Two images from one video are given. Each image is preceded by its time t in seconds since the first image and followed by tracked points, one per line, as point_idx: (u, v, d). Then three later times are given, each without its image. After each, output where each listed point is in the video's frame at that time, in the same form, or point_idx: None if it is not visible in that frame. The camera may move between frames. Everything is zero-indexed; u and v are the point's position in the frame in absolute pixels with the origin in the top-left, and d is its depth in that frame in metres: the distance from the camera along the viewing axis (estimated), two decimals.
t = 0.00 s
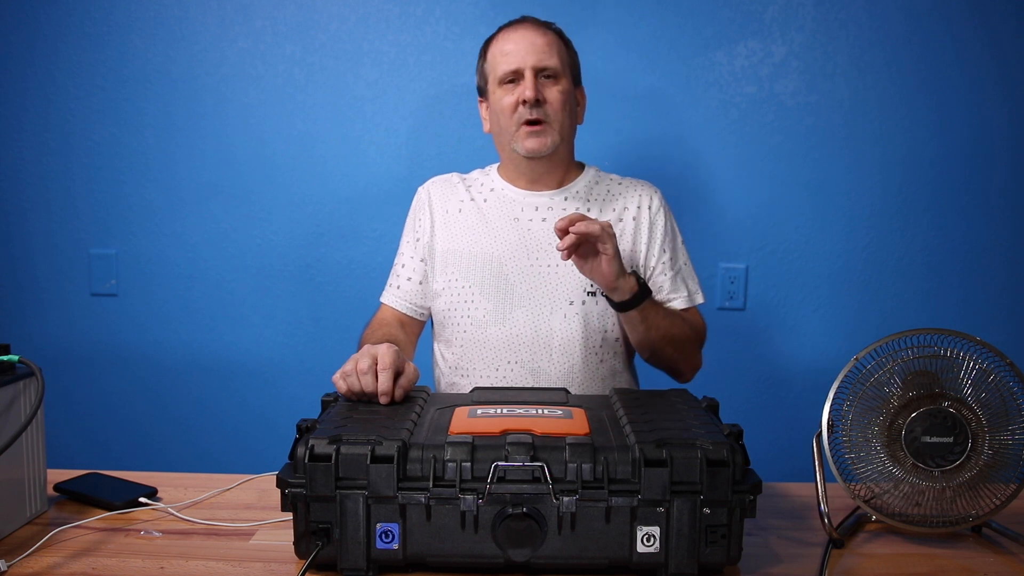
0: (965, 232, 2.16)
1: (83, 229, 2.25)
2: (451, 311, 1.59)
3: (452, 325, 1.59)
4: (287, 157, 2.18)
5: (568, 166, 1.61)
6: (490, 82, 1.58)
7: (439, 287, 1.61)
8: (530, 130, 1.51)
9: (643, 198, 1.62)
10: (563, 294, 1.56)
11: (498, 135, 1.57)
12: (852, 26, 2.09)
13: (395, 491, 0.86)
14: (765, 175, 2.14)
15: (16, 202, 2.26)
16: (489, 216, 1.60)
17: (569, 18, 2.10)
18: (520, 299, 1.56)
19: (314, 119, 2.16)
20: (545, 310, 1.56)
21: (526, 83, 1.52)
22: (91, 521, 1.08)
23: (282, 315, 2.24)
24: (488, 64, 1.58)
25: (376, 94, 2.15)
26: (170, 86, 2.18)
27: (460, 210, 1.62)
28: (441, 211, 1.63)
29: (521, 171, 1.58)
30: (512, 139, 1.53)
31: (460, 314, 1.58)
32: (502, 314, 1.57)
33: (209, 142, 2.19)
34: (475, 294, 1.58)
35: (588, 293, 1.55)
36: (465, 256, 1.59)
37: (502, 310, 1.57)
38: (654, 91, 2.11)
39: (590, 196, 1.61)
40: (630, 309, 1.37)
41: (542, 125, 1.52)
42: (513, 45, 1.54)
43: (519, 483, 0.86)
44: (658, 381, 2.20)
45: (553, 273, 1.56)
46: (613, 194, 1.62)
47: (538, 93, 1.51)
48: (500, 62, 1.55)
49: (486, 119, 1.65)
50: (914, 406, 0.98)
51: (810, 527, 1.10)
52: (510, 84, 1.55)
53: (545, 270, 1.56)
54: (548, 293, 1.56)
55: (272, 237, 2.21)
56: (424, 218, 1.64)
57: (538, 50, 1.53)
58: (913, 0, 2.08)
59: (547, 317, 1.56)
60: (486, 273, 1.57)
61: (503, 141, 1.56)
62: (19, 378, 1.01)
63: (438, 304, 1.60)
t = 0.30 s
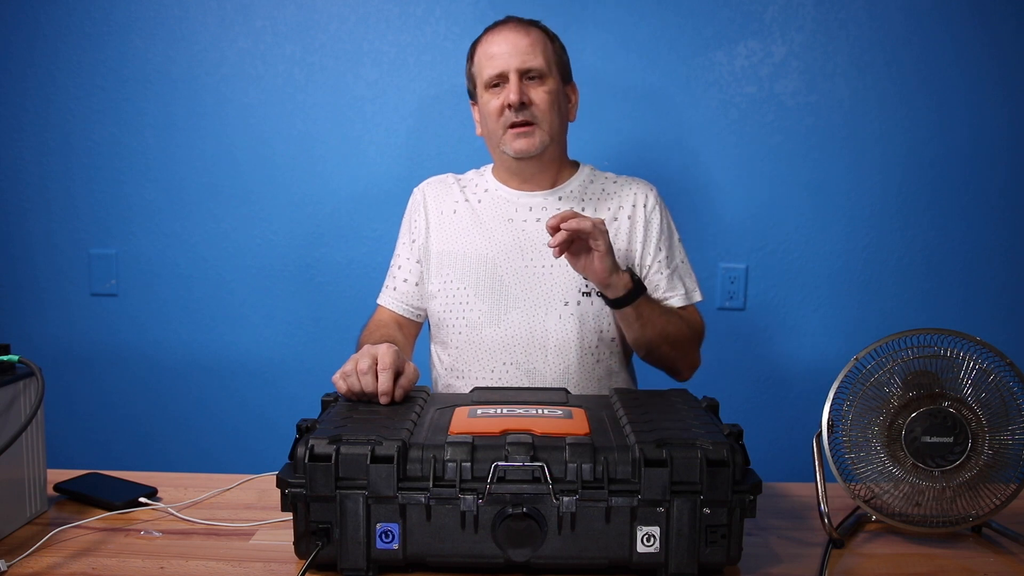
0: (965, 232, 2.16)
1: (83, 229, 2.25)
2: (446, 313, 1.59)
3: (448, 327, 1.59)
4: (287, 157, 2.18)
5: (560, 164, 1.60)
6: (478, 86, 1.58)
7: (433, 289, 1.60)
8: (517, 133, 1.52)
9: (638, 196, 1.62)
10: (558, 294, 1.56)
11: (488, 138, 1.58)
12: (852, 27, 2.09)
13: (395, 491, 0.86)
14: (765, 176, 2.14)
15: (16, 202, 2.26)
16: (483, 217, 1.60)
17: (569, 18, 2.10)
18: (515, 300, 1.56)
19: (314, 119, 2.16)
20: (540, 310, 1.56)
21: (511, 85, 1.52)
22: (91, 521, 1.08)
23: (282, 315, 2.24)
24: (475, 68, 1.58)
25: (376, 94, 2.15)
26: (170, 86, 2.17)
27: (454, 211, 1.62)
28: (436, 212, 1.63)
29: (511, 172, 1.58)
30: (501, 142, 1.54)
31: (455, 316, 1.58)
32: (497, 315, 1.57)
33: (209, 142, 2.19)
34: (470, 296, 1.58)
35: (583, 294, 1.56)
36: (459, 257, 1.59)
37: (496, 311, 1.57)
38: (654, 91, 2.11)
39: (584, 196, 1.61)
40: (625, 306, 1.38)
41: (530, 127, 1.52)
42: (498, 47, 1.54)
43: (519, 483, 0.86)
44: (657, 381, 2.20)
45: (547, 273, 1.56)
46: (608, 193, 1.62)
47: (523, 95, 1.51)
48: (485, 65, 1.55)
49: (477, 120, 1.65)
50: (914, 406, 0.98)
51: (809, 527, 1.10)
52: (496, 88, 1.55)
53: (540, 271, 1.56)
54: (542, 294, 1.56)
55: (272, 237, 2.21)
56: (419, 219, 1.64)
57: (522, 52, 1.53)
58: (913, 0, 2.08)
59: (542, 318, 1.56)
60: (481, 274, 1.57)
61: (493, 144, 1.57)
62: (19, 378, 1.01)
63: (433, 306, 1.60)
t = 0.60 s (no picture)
0: (965, 232, 2.16)
1: (83, 229, 2.25)
2: (446, 314, 1.59)
3: (447, 328, 1.59)
4: (287, 157, 2.18)
5: (559, 165, 1.60)
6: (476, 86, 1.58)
7: (432, 290, 1.60)
8: (514, 135, 1.52)
9: (637, 197, 1.62)
10: (557, 295, 1.56)
11: (485, 138, 1.58)
12: (852, 26, 2.09)
13: (395, 491, 0.86)
14: (765, 176, 2.14)
15: (16, 202, 2.26)
16: (482, 217, 1.60)
17: (568, 18, 2.10)
18: (515, 301, 1.56)
19: (314, 119, 2.16)
20: (539, 311, 1.56)
21: (510, 89, 1.51)
22: (91, 521, 1.08)
23: (282, 315, 2.24)
24: (473, 68, 1.58)
25: (376, 94, 2.15)
26: (170, 86, 2.17)
27: (453, 212, 1.62)
28: (435, 213, 1.63)
29: (507, 172, 1.58)
30: (497, 144, 1.54)
31: (455, 317, 1.58)
32: (497, 316, 1.56)
33: (209, 142, 2.19)
34: (470, 297, 1.57)
35: (583, 294, 1.56)
36: (459, 258, 1.59)
37: (496, 312, 1.57)
38: (654, 91, 2.11)
39: (583, 196, 1.61)
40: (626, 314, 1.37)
41: (527, 129, 1.51)
42: (497, 49, 1.53)
43: (519, 483, 0.86)
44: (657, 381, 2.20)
45: (547, 274, 1.56)
46: (607, 193, 1.62)
47: (521, 99, 1.50)
48: (484, 67, 1.54)
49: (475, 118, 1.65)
50: (914, 406, 0.98)
51: (810, 527, 1.10)
52: (494, 90, 1.54)
53: (539, 272, 1.57)
54: (542, 294, 1.56)
55: (272, 237, 2.21)
56: (417, 220, 1.64)
57: (521, 55, 1.52)
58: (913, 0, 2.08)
59: (541, 318, 1.56)
60: (480, 275, 1.57)
61: (490, 144, 1.56)
62: (19, 378, 1.01)
63: (432, 307, 1.60)
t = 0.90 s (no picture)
0: (965, 232, 2.16)
1: (83, 229, 2.25)
2: (444, 314, 1.59)
3: (445, 329, 1.59)
4: (287, 157, 2.18)
5: (562, 167, 1.60)
6: (495, 75, 1.57)
7: (431, 291, 1.60)
8: (530, 128, 1.51)
9: (637, 199, 1.62)
10: (557, 296, 1.56)
11: (495, 128, 1.56)
12: (852, 27, 2.09)
13: (395, 491, 0.86)
14: (765, 176, 2.14)
15: (16, 202, 2.26)
16: (481, 218, 1.60)
17: (568, 18, 2.10)
18: (514, 302, 1.56)
19: (314, 119, 2.16)
20: (539, 312, 1.56)
21: (534, 82, 1.51)
22: (91, 521, 1.08)
23: (282, 315, 2.24)
24: (496, 56, 1.57)
25: (376, 94, 2.15)
26: (170, 86, 2.17)
27: (452, 212, 1.61)
28: (433, 213, 1.63)
29: (513, 168, 1.58)
30: (511, 135, 1.53)
31: (454, 318, 1.58)
32: (496, 317, 1.56)
33: (209, 142, 2.19)
34: (469, 298, 1.57)
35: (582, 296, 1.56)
36: (457, 259, 1.58)
37: (495, 313, 1.57)
38: (654, 91, 2.11)
39: (583, 196, 1.61)
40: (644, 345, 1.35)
41: (543, 125, 1.51)
42: (526, 42, 1.53)
43: (519, 483, 0.86)
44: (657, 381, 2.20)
45: (547, 275, 1.57)
46: (606, 194, 1.62)
47: (545, 95, 1.51)
48: (510, 56, 1.54)
49: (485, 109, 1.63)
50: (913, 406, 0.98)
51: (810, 527, 1.10)
52: (516, 81, 1.54)
53: (538, 273, 1.57)
54: (541, 295, 1.56)
55: (272, 237, 2.21)
56: (416, 220, 1.64)
57: (552, 53, 1.53)
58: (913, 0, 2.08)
59: (541, 319, 1.56)
60: (479, 276, 1.57)
61: (501, 135, 1.55)
62: (19, 378, 1.01)
63: (430, 307, 1.60)
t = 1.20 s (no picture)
0: (965, 232, 2.16)
1: (83, 229, 2.25)
2: (444, 313, 1.59)
3: (445, 327, 1.59)
4: (287, 157, 2.18)
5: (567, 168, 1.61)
6: (505, 73, 1.57)
7: (432, 289, 1.60)
8: (538, 128, 1.51)
9: (640, 202, 1.63)
10: (558, 297, 1.56)
11: (502, 127, 1.57)
12: (852, 26, 2.09)
13: (395, 491, 0.86)
14: (765, 176, 2.14)
15: (16, 202, 2.26)
16: (483, 217, 1.60)
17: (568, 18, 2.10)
18: (515, 302, 1.56)
19: (314, 119, 2.16)
20: (539, 312, 1.56)
21: (544, 83, 1.51)
22: (91, 521, 1.08)
23: (282, 315, 2.24)
24: (506, 54, 1.57)
25: (376, 94, 2.15)
26: (170, 86, 2.18)
27: (454, 210, 1.61)
28: (435, 211, 1.63)
29: (518, 168, 1.58)
30: (518, 134, 1.53)
31: (454, 316, 1.58)
32: (496, 316, 1.56)
33: (209, 142, 2.19)
34: (469, 297, 1.57)
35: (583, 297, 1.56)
36: (459, 258, 1.58)
37: (496, 313, 1.56)
38: (654, 91, 2.11)
39: (586, 197, 1.61)
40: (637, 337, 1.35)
41: (551, 127, 1.52)
42: (539, 41, 1.53)
43: (519, 483, 0.86)
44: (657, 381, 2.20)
45: (548, 276, 1.57)
46: (609, 196, 1.62)
47: (554, 97, 1.51)
48: (522, 55, 1.54)
49: (493, 105, 1.63)
50: (914, 406, 0.98)
51: (809, 527, 1.10)
52: (526, 80, 1.54)
53: (540, 273, 1.57)
54: (542, 296, 1.56)
55: (272, 237, 2.21)
56: (418, 217, 1.64)
57: (563, 54, 1.53)
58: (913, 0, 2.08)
59: (541, 320, 1.56)
60: (481, 275, 1.57)
61: (508, 134, 1.56)
62: (18, 378, 1.01)
63: (431, 305, 1.60)
